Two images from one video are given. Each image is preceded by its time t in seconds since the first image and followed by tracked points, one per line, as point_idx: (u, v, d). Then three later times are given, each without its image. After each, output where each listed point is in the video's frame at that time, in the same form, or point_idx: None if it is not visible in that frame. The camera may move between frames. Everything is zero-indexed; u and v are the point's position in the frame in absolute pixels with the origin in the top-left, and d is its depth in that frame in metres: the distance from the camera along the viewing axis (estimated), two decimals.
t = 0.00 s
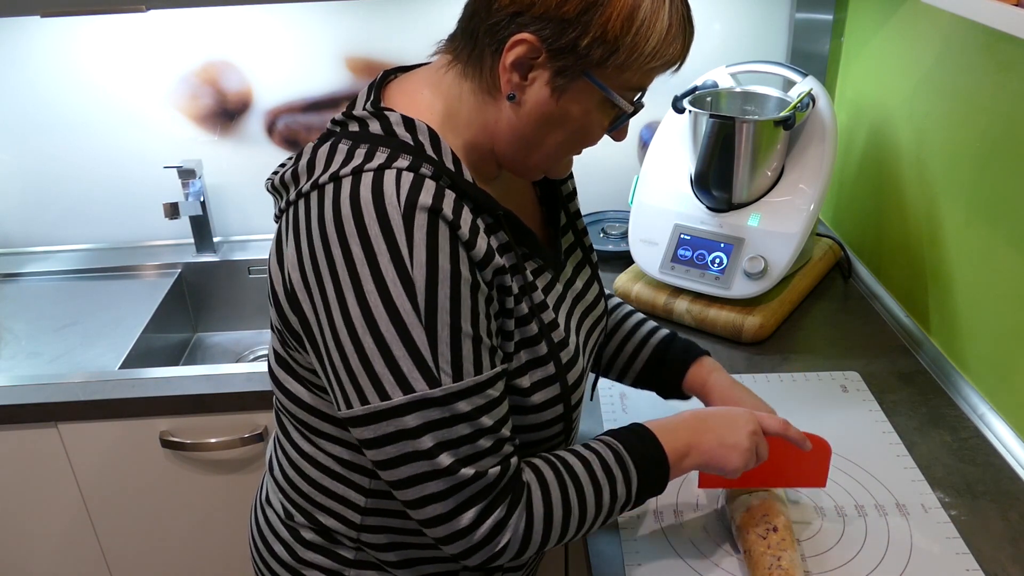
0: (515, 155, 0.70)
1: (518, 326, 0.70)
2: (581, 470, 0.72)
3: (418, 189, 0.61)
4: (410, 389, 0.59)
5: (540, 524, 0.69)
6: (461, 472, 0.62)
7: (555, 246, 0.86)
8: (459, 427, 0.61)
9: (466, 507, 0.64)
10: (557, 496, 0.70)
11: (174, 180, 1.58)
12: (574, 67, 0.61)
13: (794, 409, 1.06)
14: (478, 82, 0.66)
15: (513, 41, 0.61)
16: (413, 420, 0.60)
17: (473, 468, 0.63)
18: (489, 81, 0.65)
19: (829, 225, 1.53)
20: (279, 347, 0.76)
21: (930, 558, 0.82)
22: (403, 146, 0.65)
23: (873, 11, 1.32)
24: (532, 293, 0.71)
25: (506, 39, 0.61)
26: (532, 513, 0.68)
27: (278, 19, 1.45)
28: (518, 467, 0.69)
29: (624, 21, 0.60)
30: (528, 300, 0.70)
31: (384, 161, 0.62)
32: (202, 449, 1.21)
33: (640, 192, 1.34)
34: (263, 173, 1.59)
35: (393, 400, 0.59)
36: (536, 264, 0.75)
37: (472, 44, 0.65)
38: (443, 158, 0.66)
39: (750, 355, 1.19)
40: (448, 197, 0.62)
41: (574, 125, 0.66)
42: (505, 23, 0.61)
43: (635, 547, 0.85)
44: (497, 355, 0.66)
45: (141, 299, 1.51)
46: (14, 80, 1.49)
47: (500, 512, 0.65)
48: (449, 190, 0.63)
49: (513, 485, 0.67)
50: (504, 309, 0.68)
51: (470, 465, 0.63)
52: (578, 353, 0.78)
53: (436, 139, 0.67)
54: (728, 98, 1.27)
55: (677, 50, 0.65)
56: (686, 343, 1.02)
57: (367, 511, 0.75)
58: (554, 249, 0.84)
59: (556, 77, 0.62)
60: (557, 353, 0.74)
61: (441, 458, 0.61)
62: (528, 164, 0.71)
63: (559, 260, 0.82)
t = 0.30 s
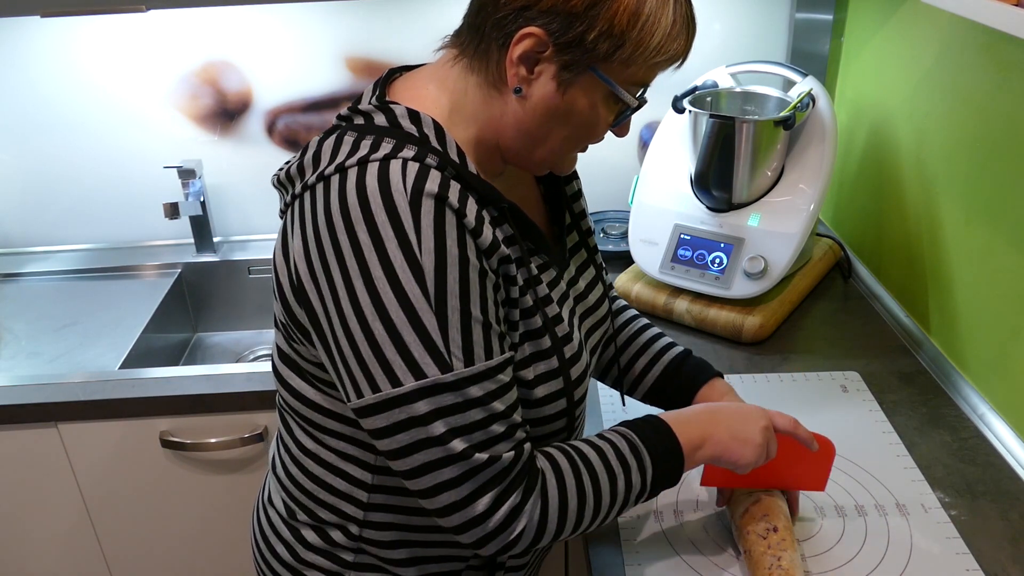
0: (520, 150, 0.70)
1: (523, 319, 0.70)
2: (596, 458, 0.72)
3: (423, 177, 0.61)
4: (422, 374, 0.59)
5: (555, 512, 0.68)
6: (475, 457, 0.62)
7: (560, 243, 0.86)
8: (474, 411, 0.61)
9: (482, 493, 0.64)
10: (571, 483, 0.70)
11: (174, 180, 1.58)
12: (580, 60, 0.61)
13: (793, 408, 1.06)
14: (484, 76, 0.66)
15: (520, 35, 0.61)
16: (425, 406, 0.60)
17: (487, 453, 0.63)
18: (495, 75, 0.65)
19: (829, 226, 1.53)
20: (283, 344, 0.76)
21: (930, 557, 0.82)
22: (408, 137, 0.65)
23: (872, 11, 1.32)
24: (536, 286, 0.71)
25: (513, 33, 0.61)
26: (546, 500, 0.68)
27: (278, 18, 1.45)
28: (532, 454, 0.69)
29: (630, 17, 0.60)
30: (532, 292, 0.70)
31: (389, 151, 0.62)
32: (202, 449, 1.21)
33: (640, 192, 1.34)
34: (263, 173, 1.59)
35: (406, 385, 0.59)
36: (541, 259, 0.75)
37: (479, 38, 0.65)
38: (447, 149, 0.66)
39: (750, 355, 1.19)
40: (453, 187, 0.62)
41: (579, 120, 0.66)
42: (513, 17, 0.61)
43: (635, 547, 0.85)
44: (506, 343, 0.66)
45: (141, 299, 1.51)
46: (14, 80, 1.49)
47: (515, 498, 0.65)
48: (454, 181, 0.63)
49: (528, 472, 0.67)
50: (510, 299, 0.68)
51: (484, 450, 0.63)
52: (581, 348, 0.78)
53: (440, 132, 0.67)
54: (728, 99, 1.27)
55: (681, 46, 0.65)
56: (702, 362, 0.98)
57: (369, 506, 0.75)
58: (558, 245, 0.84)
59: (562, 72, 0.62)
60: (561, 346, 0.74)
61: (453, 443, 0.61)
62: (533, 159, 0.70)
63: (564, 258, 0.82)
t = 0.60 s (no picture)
0: (527, 147, 0.70)
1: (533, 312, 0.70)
2: (618, 441, 0.71)
3: (434, 166, 0.61)
4: (444, 358, 0.59)
5: (581, 494, 0.68)
6: (499, 439, 0.62)
7: (567, 238, 0.86)
8: (497, 391, 0.61)
9: (507, 475, 0.64)
10: (595, 466, 0.69)
11: (174, 180, 1.58)
12: (588, 58, 0.61)
13: (793, 408, 1.06)
14: (493, 71, 0.66)
15: (529, 31, 0.61)
16: (448, 389, 0.60)
17: (510, 434, 0.63)
18: (504, 70, 0.65)
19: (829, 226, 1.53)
20: (292, 341, 0.76)
21: (930, 557, 0.82)
22: (417, 129, 0.65)
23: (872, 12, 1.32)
24: (545, 277, 0.71)
25: (522, 29, 0.61)
26: (570, 483, 0.68)
27: (278, 18, 1.45)
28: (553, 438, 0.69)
29: (638, 15, 0.60)
30: (542, 283, 0.70)
31: (400, 142, 0.62)
32: (201, 449, 1.21)
33: (641, 192, 1.34)
34: (263, 173, 1.59)
35: (428, 370, 0.59)
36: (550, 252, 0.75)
37: (489, 33, 0.65)
38: (456, 141, 0.66)
39: (750, 355, 1.19)
40: (463, 176, 0.63)
41: (586, 117, 0.66)
42: (522, 13, 0.61)
43: (635, 547, 0.85)
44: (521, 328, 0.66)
45: (141, 299, 1.51)
46: (15, 80, 1.49)
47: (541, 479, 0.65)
48: (463, 172, 0.63)
49: (550, 454, 0.67)
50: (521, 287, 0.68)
51: (507, 432, 0.63)
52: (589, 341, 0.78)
53: (449, 124, 0.67)
54: (728, 99, 1.27)
55: (687, 46, 0.65)
56: (700, 363, 0.98)
57: (378, 500, 0.75)
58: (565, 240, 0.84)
59: (570, 68, 0.62)
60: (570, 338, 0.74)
61: (477, 426, 0.61)
62: (540, 155, 0.70)
63: (571, 252, 0.82)
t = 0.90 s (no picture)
0: (528, 142, 0.69)
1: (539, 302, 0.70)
2: (633, 433, 0.71)
3: (442, 149, 0.61)
4: (464, 340, 0.59)
5: (601, 479, 0.68)
6: (521, 419, 0.62)
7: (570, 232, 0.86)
8: (519, 371, 0.61)
9: (529, 457, 0.63)
10: (613, 455, 0.69)
11: (173, 181, 1.58)
12: (586, 55, 0.61)
13: (793, 408, 1.06)
14: (491, 66, 0.66)
15: (528, 28, 0.61)
16: (471, 370, 0.59)
17: (531, 415, 0.63)
18: (502, 65, 0.65)
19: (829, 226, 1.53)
20: (298, 339, 0.77)
21: (930, 557, 0.82)
22: (421, 119, 0.65)
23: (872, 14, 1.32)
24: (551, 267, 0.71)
25: (521, 24, 0.62)
26: (590, 469, 0.67)
27: (278, 19, 1.45)
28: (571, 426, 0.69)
29: (637, 15, 0.60)
30: (548, 272, 0.71)
31: (405, 131, 0.62)
32: (201, 449, 1.21)
33: (641, 192, 1.34)
34: (264, 173, 1.59)
35: (449, 352, 0.59)
36: (555, 242, 0.75)
37: (489, 28, 0.65)
38: (459, 130, 0.66)
39: (750, 355, 1.19)
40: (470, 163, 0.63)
41: (583, 114, 0.66)
42: (521, 10, 0.61)
43: (634, 546, 0.85)
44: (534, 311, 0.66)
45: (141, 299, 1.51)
46: (15, 80, 1.49)
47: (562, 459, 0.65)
48: (470, 160, 0.63)
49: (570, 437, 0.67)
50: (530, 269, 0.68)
51: (528, 412, 0.63)
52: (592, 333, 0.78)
53: (452, 115, 0.67)
54: (728, 99, 1.27)
55: (684, 48, 0.65)
56: (698, 365, 0.98)
57: (387, 494, 0.75)
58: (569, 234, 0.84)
59: (568, 65, 0.62)
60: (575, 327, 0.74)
61: (499, 407, 0.61)
62: (540, 150, 0.70)
63: (574, 244, 0.82)
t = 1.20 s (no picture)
0: (510, 140, 0.69)
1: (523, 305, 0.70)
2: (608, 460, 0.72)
3: (423, 159, 0.61)
4: (434, 354, 0.59)
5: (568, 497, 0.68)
6: (488, 432, 0.63)
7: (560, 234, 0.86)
8: (488, 388, 0.62)
9: (494, 468, 0.64)
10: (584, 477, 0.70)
11: (173, 181, 1.58)
12: (564, 52, 0.61)
13: (794, 409, 1.06)
14: (471, 64, 0.66)
15: (505, 25, 0.61)
16: (438, 384, 0.60)
17: (499, 428, 0.63)
18: (483, 65, 0.65)
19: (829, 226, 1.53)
20: (287, 338, 0.77)
21: (930, 557, 0.82)
22: (404, 124, 0.65)
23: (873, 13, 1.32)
24: (535, 271, 0.71)
25: (499, 23, 0.62)
26: (561, 482, 0.68)
27: (278, 18, 1.45)
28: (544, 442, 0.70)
29: (615, 10, 0.60)
30: (532, 277, 0.70)
31: (387, 137, 0.62)
32: (201, 449, 1.21)
33: (640, 192, 1.34)
34: (264, 173, 1.59)
35: (418, 364, 0.59)
36: (539, 246, 0.75)
37: (469, 27, 0.65)
38: (443, 135, 0.66)
39: (750, 355, 1.19)
40: (451, 169, 0.62)
41: (565, 112, 0.66)
42: (497, 8, 0.61)
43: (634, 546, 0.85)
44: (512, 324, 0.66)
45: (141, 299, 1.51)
46: (15, 80, 1.49)
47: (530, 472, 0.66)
48: (451, 165, 0.63)
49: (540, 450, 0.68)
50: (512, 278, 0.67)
51: (496, 426, 0.63)
52: (580, 335, 0.78)
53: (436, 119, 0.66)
54: (728, 99, 1.27)
55: (667, 43, 0.64)
56: (702, 365, 0.98)
57: (376, 494, 0.75)
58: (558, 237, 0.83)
59: (547, 63, 0.62)
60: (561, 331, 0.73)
61: (466, 421, 0.61)
62: (524, 150, 0.70)
63: (563, 247, 0.82)
